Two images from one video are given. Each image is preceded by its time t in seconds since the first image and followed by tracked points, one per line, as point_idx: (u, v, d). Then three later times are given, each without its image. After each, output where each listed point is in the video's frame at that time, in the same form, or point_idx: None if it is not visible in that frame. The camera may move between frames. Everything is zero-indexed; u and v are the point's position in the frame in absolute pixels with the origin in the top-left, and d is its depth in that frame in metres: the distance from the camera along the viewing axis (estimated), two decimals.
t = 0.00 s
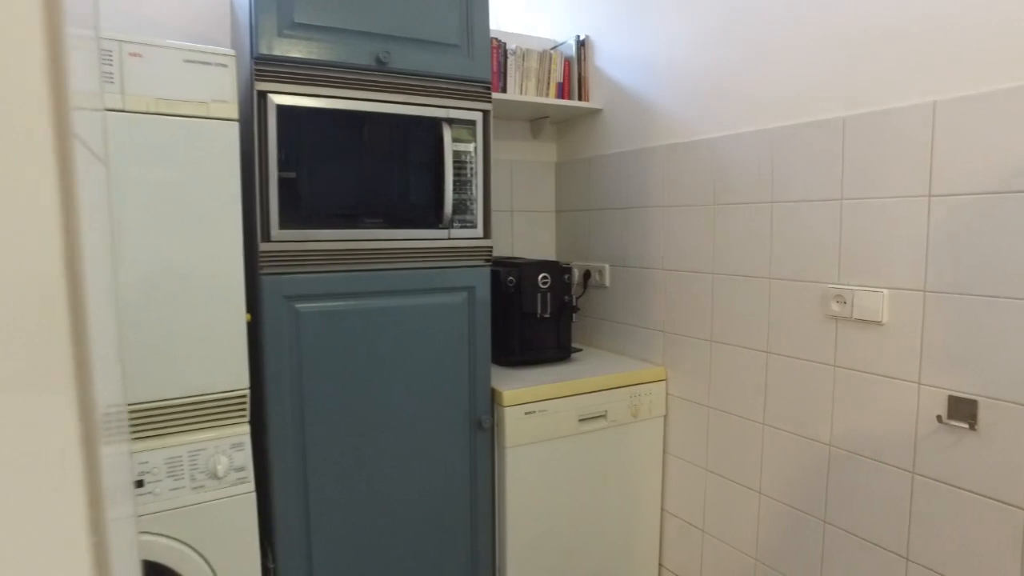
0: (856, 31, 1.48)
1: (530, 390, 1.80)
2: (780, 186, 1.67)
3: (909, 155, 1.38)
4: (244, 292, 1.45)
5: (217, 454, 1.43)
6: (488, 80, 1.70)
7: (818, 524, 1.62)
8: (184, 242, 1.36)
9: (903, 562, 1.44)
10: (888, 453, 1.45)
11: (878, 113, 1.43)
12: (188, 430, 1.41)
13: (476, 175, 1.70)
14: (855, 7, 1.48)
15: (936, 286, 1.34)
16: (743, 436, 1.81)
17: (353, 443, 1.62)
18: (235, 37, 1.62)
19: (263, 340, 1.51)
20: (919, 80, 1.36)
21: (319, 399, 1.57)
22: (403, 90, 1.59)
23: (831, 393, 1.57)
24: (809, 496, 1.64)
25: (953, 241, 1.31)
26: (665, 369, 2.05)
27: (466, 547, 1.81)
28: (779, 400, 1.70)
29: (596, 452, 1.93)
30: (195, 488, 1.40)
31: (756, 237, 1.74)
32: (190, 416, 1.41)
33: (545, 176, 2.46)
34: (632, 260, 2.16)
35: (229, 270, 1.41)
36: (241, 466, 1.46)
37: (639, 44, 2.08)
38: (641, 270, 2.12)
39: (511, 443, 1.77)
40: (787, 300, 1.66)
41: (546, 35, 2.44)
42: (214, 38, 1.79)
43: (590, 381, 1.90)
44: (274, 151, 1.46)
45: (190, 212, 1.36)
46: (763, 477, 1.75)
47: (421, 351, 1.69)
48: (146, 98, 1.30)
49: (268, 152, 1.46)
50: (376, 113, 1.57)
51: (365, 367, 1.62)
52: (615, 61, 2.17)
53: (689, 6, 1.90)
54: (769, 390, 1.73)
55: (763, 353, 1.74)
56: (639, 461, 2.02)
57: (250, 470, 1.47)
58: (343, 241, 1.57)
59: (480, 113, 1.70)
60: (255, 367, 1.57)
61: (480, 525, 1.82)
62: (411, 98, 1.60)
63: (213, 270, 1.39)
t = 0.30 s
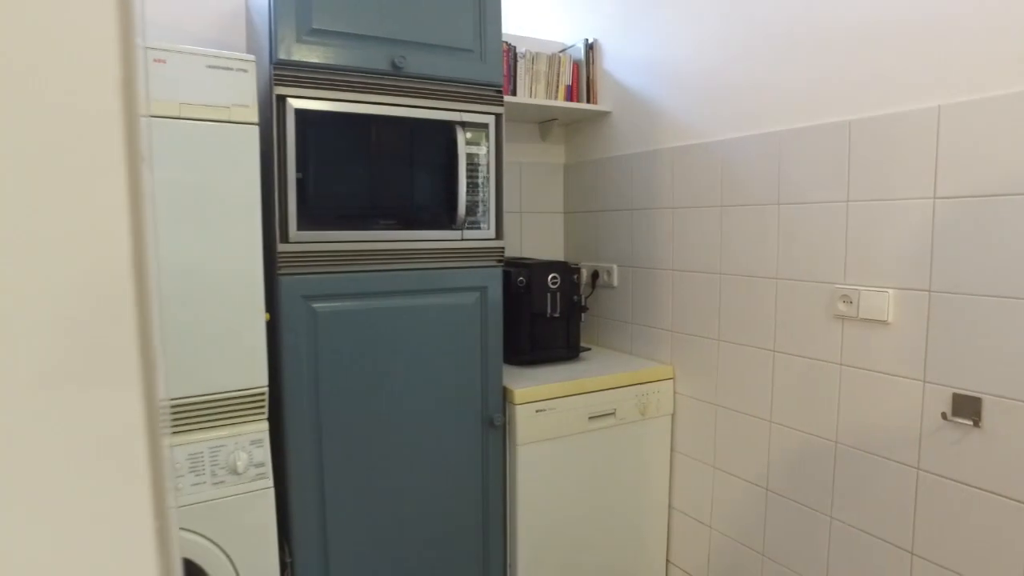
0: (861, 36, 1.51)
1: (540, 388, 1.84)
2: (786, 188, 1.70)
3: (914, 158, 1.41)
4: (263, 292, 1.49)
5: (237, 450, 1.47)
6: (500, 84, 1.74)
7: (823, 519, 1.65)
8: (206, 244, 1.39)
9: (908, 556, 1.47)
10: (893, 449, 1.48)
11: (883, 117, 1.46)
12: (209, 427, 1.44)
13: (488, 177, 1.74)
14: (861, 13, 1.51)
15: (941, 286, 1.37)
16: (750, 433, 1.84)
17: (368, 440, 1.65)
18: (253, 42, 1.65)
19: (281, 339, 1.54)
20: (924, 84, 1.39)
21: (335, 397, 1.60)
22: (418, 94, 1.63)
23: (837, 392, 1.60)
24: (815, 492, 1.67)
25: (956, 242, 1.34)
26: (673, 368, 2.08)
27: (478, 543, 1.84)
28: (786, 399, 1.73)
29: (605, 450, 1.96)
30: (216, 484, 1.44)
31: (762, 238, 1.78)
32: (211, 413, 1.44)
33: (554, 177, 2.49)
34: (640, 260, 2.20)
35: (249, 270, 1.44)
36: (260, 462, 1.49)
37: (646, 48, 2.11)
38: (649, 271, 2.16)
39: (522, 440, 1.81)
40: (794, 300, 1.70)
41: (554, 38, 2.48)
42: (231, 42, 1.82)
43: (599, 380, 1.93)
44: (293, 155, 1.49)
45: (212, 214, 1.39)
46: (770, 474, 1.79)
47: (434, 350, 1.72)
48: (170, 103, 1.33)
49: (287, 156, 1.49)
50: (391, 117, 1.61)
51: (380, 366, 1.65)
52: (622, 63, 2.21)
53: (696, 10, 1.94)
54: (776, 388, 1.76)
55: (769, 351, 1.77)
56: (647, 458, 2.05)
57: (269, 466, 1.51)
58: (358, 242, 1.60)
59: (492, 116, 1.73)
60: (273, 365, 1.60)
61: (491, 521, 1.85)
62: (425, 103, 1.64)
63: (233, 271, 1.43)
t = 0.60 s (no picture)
0: (861, 41, 1.56)
1: (546, 383, 1.88)
2: (787, 188, 1.75)
3: (912, 159, 1.46)
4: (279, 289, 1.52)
5: (253, 444, 1.50)
6: (508, 86, 1.77)
7: (822, 509, 1.70)
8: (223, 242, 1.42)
9: (904, 543, 1.52)
10: (890, 440, 1.53)
11: (882, 118, 1.51)
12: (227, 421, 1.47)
13: (497, 177, 1.78)
14: (860, 18, 1.55)
15: (937, 282, 1.42)
16: (752, 427, 1.89)
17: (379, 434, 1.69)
18: (267, 44, 1.68)
19: (296, 335, 1.57)
20: (922, 87, 1.44)
21: (348, 391, 1.64)
22: (428, 95, 1.66)
23: (836, 385, 1.65)
24: (814, 483, 1.72)
25: (953, 240, 1.39)
26: (675, 364, 2.13)
27: (485, 535, 1.88)
28: (786, 392, 1.78)
29: (609, 444, 2.00)
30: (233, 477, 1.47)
31: (763, 236, 1.82)
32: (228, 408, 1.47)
33: (556, 177, 2.53)
34: (642, 258, 2.24)
35: (264, 268, 1.47)
36: (275, 455, 1.53)
37: (649, 50, 2.16)
38: (652, 268, 2.20)
39: (529, 434, 1.85)
40: (794, 296, 1.74)
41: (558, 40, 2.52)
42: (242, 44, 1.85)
43: (604, 375, 1.98)
44: (307, 155, 1.52)
45: (229, 213, 1.43)
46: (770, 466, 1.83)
47: (444, 346, 1.76)
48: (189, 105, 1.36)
49: (302, 156, 1.52)
50: (403, 118, 1.64)
51: (391, 361, 1.69)
52: (625, 64, 2.25)
53: (698, 13, 1.98)
54: (776, 382, 1.81)
55: (770, 346, 1.82)
56: (650, 452, 2.10)
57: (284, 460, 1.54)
58: (371, 240, 1.63)
59: (500, 117, 1.77)
60: (287, 361, 1.63)
61: (498, 514, 1.89)
62: (436, 104, 1.67)
63: (250, 269, 1.46)
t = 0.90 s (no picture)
0: (830, 51, 1.65)
1: (530, 378, 1.93)
2: (761, 190, 1.83)
3: (877, 163, 1.56)
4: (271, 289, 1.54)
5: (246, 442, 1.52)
6: (495, 90, 1.82)
7: (795, 495, 1.79)
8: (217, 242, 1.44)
9: (869, 524, 1.62)
10: (857, 427, 1.63)
11: (849, 125, 1.61)
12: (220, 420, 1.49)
13: (483, 179, 1.82)
14: (829, 30, 1.65)
15: (901, 278, 1.52)
16: (726, 418, 1.97)
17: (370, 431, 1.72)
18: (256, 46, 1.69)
19: (288, 334, 1.59)
20: (887, 97, 1.54)
21: (339, 389, 1.66)
22: (418, 98, 1.69)
23: (806, 376, 1.75)
24: (786, 470, 1.81)
25: (916, 239, 1.49)
26: (652, 359, 2.20)
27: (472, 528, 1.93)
28: (759, 384, 1.87)
29: (590, 437, 2.07)
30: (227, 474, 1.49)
31: (737, 235, 1.91)
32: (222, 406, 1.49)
33: (535, 178, 2.59)
34: (619, 257, 2.31)
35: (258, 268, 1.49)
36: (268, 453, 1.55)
37: (627, 56, 2.23)
38: (629, 267, 2.27)
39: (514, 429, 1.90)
40: (766, 293, 1.83)
41: (538, 45, 2.57)
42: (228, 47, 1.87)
43: (585, 370, 2.04)
44: (300, 156, 1.55)
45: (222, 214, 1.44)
46: (743, 455, 1.93)
47: (432, 343, 1.80)
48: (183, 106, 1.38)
49: (296, 156, 1.54)
50: (393, 121, 1.68)
51: (381, 360, 1.72)
52: (604, 70, 2.32)
53: (674, 22, 2.06)
54: (749, 375, 1.90)
55: (744, 341, 1.91)
56: (629, 445, 2.17)
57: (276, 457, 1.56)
58: (361, 240, 1.66)
59: (487, 120, 1.82)
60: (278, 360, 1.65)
61: (485, 507, 1.94)
62: (426, 107, 1.71)
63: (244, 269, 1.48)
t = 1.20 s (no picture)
0: (745, 65, 1.80)
1: (469, 375, 1.99)
2: (684, 193, 1.97)
3: (787, 169, 1.71)
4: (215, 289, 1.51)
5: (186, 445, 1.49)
6: (435, 94, 1.87)
7: (718, 476, 1.93)
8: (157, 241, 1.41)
9: (783, 497, 1.78)
10: (773, 410, 1.79)
11: (763, 134, 1.76)
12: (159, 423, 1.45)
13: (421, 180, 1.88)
14: (745, 47, 1.80)
15: (809, 273, 1.68)
16: (653, 407, 2.10)
17: (314, 431, 1.71)
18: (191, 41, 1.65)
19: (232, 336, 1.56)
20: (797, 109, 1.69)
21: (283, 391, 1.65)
22: (362, 101, 1.71)
23: (727, 364, 1.89)
24: (708, 453, 1.95)
25: (822, 237, 1.65)
26: (584, 354, 2.31)
27: (415, 525, 1.95)
28: (683, 374, 2.00)
29: (526, 431, 2.14)
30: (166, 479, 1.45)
31: (661, 235, 2.04)
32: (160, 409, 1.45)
33: (467, 181, 2.65)
34: (550, 257, 2.40)
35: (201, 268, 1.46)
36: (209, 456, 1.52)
37: (556, 65, 2.33)
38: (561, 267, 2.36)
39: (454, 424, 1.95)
40: (689, 289, 1.97)
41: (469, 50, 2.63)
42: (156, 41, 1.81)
43: (522, 367, 2.11)
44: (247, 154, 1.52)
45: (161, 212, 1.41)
46: (670, 441, 2.05)
47: (374, 340, 1.81)
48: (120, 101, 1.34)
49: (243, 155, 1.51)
50: (335, 121, 1.69)
51: (325, 360, 1.72)
52: (536, 78, 2.41)
53: (602, 34, 2.17)
54: (674, 365, 2.03)
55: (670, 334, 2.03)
56: (562, 437, 2.26)
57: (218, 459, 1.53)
58: (306, 240, 1.65)
59: (427, 124, 1.87)
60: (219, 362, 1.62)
61: (427, 504, 1.97)
62: (369, 109, 1.73)
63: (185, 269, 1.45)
